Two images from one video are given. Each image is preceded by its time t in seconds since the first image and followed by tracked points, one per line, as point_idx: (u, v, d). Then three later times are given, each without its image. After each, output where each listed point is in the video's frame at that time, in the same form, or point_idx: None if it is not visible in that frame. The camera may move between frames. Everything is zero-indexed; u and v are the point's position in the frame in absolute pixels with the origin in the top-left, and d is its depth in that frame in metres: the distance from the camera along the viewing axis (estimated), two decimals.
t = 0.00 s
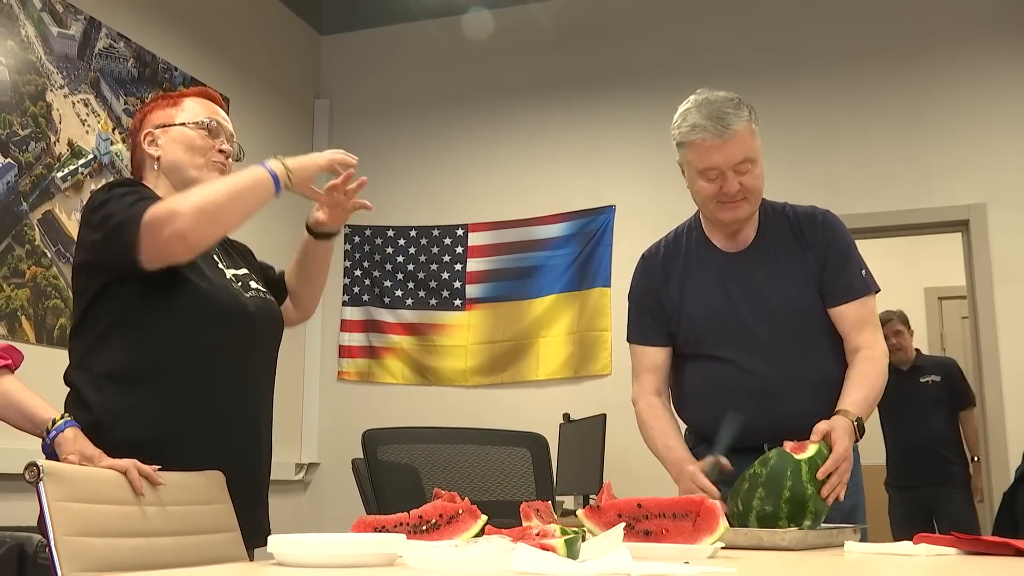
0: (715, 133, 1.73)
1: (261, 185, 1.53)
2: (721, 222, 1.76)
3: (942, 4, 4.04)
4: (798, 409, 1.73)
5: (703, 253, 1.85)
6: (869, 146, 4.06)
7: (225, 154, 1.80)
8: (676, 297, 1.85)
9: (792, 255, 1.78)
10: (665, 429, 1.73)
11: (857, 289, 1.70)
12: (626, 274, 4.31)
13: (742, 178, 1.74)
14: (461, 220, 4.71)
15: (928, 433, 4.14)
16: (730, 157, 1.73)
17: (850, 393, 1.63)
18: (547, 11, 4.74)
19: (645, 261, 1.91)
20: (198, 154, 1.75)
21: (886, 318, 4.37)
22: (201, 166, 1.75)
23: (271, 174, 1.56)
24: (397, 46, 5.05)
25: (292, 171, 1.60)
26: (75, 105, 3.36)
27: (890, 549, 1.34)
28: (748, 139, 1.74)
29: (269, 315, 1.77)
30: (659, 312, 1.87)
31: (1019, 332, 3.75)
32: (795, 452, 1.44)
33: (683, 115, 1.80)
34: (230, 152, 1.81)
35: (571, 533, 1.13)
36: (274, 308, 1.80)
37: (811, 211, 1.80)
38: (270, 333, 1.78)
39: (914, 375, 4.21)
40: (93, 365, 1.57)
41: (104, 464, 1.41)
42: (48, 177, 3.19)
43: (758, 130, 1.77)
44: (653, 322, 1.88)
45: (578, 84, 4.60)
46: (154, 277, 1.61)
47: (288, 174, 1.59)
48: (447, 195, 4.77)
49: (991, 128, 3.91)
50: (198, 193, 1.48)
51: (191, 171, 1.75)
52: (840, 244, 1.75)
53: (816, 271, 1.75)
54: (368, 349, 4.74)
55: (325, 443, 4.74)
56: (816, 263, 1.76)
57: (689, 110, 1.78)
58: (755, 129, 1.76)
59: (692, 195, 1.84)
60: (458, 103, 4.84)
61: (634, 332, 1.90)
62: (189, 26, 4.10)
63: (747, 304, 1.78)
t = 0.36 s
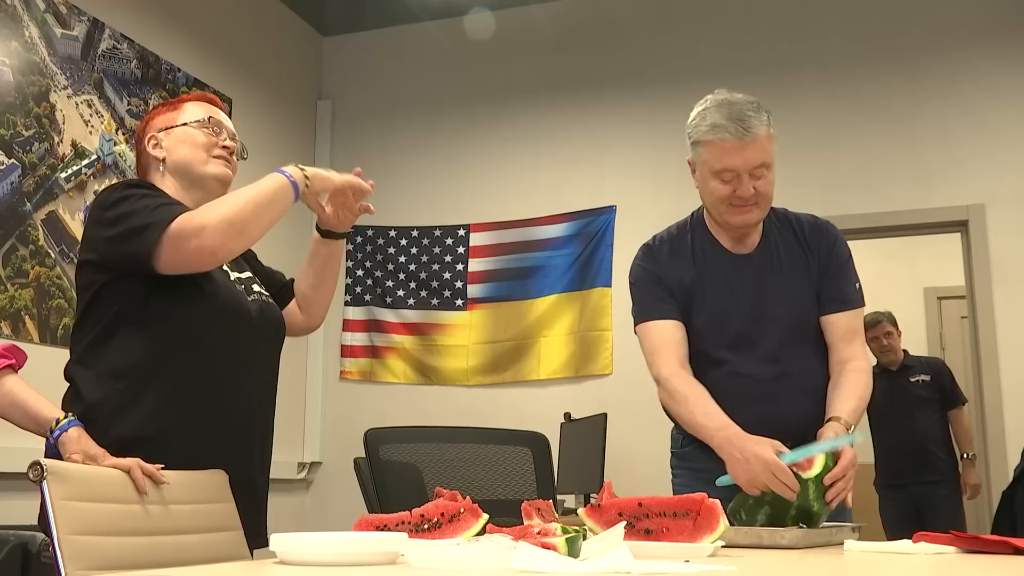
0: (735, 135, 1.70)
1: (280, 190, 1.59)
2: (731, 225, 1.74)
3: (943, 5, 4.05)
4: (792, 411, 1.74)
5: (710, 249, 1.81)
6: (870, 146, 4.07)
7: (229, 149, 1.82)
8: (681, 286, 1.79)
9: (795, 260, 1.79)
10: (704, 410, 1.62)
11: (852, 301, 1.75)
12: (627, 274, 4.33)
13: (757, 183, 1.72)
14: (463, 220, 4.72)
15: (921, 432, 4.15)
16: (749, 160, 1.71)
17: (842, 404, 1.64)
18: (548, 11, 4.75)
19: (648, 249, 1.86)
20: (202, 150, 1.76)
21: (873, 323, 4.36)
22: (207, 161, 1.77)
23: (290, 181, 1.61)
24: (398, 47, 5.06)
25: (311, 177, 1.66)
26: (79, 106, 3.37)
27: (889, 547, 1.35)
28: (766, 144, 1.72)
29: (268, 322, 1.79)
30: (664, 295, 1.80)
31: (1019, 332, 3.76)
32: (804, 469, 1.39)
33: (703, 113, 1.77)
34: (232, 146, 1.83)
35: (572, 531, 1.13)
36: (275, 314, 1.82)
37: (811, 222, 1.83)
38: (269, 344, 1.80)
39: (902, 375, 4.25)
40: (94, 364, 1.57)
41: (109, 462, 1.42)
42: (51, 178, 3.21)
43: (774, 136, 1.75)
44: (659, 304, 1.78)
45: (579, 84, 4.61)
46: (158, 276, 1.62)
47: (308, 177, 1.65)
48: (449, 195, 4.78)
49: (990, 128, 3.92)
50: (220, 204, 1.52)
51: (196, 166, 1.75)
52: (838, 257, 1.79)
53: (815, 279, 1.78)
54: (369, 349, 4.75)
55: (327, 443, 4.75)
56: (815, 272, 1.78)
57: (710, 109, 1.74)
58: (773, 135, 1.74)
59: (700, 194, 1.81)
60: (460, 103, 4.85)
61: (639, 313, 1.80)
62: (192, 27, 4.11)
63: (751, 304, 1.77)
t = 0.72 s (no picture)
0: (751, 147, 1.69)
1: (238, 260, 1.49)
2: (734, 234, 1.74)
3: (941, 6, 4.07)
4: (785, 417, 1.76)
5: (711, 253, 1.82)
6: (868, 146, 4.09)
7: (227, 150, 1.83)
8: (680, 289, 1.80)
9: (793, 268, 1.80)
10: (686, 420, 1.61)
11: (847, 312, 1.77)
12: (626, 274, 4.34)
13: (764, 196, 1.72)
14: (463, 220, 4.73)
15: (919, 431, 4.16)
16: (760, 172, 1.70)
17: (825, 408, 1.65)
18: (548, 12, 4.77)
19: (649, 247, 1.85)
20: (202, 154, 1.78)
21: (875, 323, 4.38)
22: (208, 165, 1.78)
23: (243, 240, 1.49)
24: (399, 48, 5.07)
25: (273, 229, 1.51)
26: (82, 107, 3.39)
27: (886, 546, 1.36)
28: (780, 157, 1.71)
29: (268, 328, 1.80)
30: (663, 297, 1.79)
31: (1016, 332, 3.78)
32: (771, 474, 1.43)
33: (719, 119, 1.74)
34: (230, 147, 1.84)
35: (572, 529, 1.15)
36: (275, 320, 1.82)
37: (811, 230, 1.85)
38: (268, 354, 1.81)
39: (902, 375, 4.26)
40: (92, 365, 1.59)
41: (111, 461, 1.43)
42: (54, 178, 3.22)
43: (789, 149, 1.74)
44: (659, 305, 1.78)
45: (579, 85, 4.63)
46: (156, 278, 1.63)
47: (268, 231, 1.51)
48: (449, 196, 4.79)
49: (988, 128, 3.93)
50: (166, 280, 1.47)
51: (198, 171, 1.76)
52: (836, 268, 1.81)
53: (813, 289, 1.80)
54: (371, 348, 4.77)
55: (328, 441, 4.76)
56: (814, 281, 1.80)
57: (727, 115, 1.72)
58: (788, 148, 1.73)
59: (708, 199, 1.80)
60: (460, 104, 4.87)
61: (637, 314, 1.80)
62: (194, 28, 4.13)
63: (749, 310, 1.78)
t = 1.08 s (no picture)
0: (742, 150, 1.70)
1: (262, 274, 1.55)
2: (728, 236, 1.75)
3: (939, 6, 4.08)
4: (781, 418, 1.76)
5: (704, 256, 1.83)
6: (867, 145, 4.10)
7: (207, 147, 1.82)
8: (671, 294, 1.81)
9: (788, 271, 1.81)
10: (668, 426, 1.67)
11: (847, 313, 1.79)
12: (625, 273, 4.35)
13: (757, 197, 1.73)
14: (463, 220, 4.75)
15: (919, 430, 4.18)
16: (752, 174, 1.71)
17: (825, 419, 1.70)
18: (548, 12, 4.78)
19: (643, 249, 1.86)
20: (186, 159, 1.78)
21: (895, 316, 4.41)
22: (194, 169, 1.78)
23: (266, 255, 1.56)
24: (399, 48, 5.09)
25: (293, 244, 1.59)
26: (83, 107, 3.41)
27: (884, 543, 1.37)
28: (772, 158, 1.72)
29: (268, 328, 1.82)
30: (655, 302, 1.81)
31: (1014, 330, 3.79)
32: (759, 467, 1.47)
33: (710, 122, 1.76)
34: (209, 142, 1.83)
35: (570, 527, 1.16)
36: (275, 316, 1.84)
37: (809, 231, 1.85)
38: (267, 353, 1.83)
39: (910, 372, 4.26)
40: (93, 367, 1.61)
41: (112, 460, 1.45)
42: (56, 178, 3.23)
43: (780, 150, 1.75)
44: (651, 310, 1.80)
45: (579, 85, 4.64)
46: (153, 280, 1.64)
47: (286, 244, 1.58)
48: (449, 195, 4.81)
49: (986, 128, 3.95)
50: (193, 298, 1.50)
51: (186, 179, 1.78)
52: (834, 270, 1.81)
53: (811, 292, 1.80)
54: (371, 347, 4.78)
55: (329, 440, 4.77)
56: (811, 284, 1.80)
57: (717, 118, 1.73)
58: (778, 149, 1.75)
59: (699, 201, 1.81)
60: (461, 103, 4.88)
61: (629, 320, 1.81)
62: (195, 29, 4.14)
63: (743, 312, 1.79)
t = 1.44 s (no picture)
0: (760, 150, 1.71)
1: (290, 278, 1.61)
2: (735, 233, 1.76)
3: (938, 6, 4.09)
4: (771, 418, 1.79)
5: (706, 254, 1.84)
6: (866, 145, 4.11)
7: (198, 145, 1.83)
8: (669, 290, 1.82)
9: (787, 273, 1.82)
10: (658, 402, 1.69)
11: (841, 317, 1.80)
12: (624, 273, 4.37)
13: (769, 199, 1.74)
14: (463, 220, 4.76)
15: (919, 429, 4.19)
16: (768, 176, 1.72)
17: (811, 432, 1.68)
18: (548, 12, 4.79)
19: (644, 242, 1.86)
20: (175, 157, 1.78)
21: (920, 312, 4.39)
22: (184, 168, 1.79)
23: (295, 257, 1.63)
24: (399, 49, 5.10)
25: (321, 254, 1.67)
26: (85, 108, 3.42)
27: (881, 541, 1.39)
28: (786, 163, 1.74)
29: (262, 325, 1.84)
30: (652, 299, 1.82)
31: (1013, 330, 3.80)
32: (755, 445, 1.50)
33: (729, 120, 1.77)
34: (201, 141, 1.83)
35: (570, 525, 1.17)
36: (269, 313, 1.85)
37: (810, 235, 1.86)
38: (262, 350, 1.84)
39: (925, 371, 4.30)
40: (94, 368, 1.63)
41: (115, 459, 1.46)
42: (59, 178, 3.25)
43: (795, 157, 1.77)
44: (647, 306, 1.81)
45: (578, 85, 4.65)
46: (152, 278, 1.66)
47: (317, 254, 1.66)
48: (450, 195, 4.82)
49: (984, 128, 3.96)
50: (219, 296, 1.53)
51: (176, 177, 1.78)
52: (833, 274, 1.82)
53: (808, 294, 1.82)
54: (372, 346, 4.79)
55: (330, 438, 4.79)
56: (809, 286, 1.82)
57: (739, 117, 1.75)
58: (793, 155, 1.77)
59: (710, 198, 1.82)
60: (461, 103, 4.89)
61: (626, 314, 1.83)
62: (196, 29, 4.15)
63: (740, 312, 1.80)
